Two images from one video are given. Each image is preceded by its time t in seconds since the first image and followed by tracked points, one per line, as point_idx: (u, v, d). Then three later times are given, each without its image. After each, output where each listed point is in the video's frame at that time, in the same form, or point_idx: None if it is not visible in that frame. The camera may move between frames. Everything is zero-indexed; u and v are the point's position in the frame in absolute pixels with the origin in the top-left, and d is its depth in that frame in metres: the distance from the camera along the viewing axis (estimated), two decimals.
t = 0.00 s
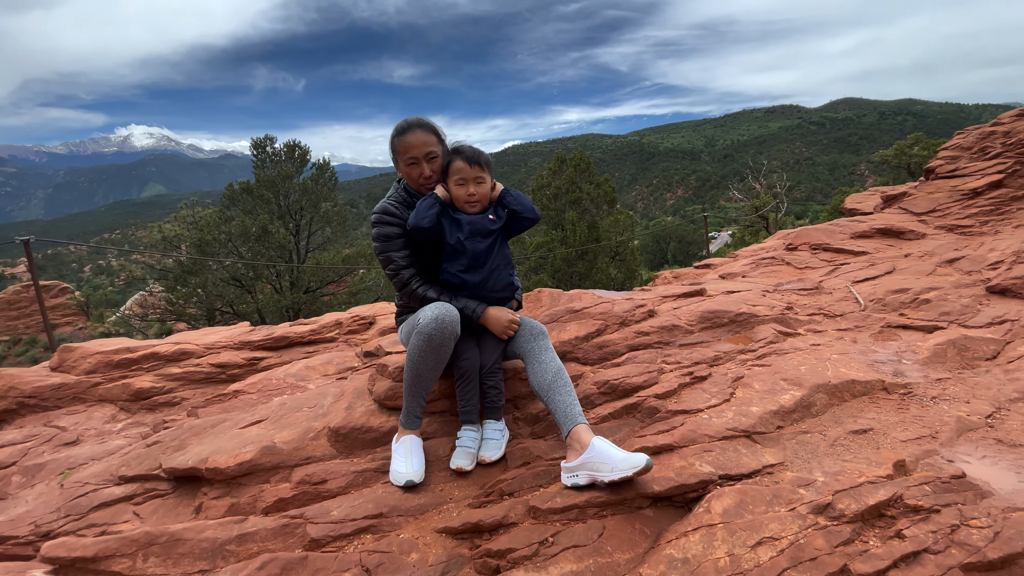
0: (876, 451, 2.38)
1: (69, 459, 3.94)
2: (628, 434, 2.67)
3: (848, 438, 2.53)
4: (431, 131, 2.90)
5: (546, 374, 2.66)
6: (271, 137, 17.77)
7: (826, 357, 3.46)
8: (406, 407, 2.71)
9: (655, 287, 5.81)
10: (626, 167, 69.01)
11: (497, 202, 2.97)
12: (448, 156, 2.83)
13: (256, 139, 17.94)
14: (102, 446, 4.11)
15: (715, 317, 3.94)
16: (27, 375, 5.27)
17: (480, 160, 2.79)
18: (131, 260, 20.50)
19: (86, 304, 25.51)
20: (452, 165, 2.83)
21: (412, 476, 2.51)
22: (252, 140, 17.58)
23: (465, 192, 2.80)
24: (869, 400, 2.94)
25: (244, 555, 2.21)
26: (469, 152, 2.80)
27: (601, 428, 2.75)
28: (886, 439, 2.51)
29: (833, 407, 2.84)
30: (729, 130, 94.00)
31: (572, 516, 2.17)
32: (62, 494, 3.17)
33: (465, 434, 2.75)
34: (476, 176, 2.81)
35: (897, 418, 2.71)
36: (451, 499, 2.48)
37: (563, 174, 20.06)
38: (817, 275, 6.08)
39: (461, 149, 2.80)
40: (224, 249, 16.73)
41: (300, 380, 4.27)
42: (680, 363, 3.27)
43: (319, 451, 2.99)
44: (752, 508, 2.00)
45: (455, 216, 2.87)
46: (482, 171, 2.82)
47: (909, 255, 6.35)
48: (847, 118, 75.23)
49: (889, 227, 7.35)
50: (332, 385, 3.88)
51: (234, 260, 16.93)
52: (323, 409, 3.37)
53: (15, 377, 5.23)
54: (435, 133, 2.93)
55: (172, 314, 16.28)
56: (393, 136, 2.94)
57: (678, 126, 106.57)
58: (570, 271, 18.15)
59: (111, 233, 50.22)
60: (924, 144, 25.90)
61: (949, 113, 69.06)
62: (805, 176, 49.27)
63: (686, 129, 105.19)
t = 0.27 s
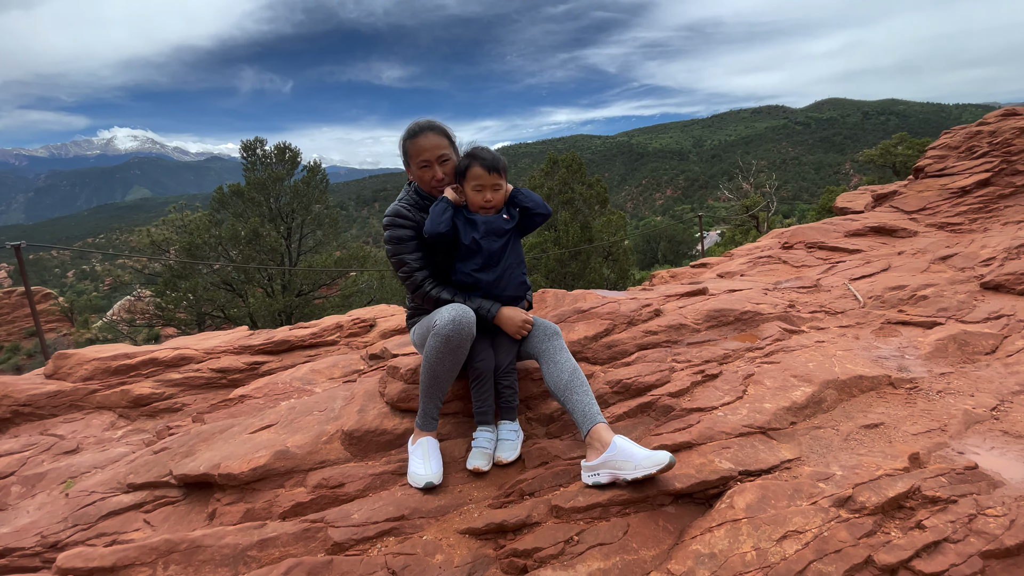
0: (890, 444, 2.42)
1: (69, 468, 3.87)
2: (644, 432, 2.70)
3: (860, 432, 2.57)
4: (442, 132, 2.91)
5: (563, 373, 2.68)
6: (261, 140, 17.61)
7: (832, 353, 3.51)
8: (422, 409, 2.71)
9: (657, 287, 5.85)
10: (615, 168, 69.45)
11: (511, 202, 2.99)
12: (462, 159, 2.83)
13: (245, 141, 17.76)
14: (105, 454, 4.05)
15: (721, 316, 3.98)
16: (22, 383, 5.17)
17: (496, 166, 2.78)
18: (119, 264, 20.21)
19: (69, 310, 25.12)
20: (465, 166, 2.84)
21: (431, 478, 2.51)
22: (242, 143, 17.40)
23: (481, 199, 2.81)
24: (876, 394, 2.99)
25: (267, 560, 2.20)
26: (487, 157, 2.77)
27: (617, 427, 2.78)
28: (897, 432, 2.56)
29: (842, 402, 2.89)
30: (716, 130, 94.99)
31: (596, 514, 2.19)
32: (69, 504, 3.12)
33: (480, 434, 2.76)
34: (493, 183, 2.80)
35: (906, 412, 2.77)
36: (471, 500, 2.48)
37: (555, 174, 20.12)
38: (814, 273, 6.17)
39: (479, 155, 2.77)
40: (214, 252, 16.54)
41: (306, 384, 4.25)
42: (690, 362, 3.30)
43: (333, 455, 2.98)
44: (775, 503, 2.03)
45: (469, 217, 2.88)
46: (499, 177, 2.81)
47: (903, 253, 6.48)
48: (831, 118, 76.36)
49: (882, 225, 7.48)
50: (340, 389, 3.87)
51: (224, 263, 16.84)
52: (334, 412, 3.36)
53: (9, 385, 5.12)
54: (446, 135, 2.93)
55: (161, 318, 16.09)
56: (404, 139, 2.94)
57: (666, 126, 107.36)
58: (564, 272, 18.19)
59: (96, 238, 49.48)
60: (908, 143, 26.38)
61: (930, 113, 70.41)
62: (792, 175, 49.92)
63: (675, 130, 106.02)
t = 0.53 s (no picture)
0: (915, 431, 2.42)
1: (72, 470, 3.80)
2: (668, 423, 2.68)
3: (884, 420, 2.56)
4: (459, 124, 2.88)
5: (587, 365, 2.65)
6: (255, 139, 17.43)
7: (847, 344, 3.51)
8: (443, 403, 2.66)
9: (664, 282, 5.83)
10: (608, 166, 69.59)
11: (533, 194, 2.97)
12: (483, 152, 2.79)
13: (239, 141, 17.58)
14: (110, 456, 3.97)
15: (734, 308, 3.97)
16: (20, 386, 5.07)
17: (522, 160, 2.73)
18: (111, 266, 19.95)
19: (58, 312, 24.80)
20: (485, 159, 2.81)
21: (455, 472, 2.47)
22: (236, 142, 17.22)
23: (504, 194, 2.79)
24: (896, 383, 2.99)
25: (292, 558, 2.16)
26: (512, 151, 2.72)
27: (639, 419, 2.75)
28: (921, 419, 2.56)
29: (863, 391, 2.88)
30: (709, 129, 95.45)
31: (626, 506, 2.16)
32: (77, 506, 3.06)
33: (501, 427, 2.72)
34: (516, 178, 2.77)
35: (927, 399, 2.77)
36: (495, 494, 2.45)
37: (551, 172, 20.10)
38: (819, 267, 6.18)
39: (503, 149, 2.71)
40: (208, 252, 16.38)
41: (316, 382, 4.19)
42: (708, 354, 3.29)
43: (351, 451, 2.93)
44: (808, 490, 2.02)
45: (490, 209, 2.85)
46: (522, 172, 2.77)
47: (905, 246, 6.51)
48: (822, 116, 76.97)
49: (884, 219, 7.52)
50: (353, 386, 3.82)
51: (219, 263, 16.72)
52: (348, 409, 3.31)
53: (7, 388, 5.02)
54: (463, 128, 2.90)
55: (155, 320, 15.93)
56: (418, 132, 2.90)
57: (659, 124, 107.70)
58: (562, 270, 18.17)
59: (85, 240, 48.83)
60: (900, 140, 26.59)
61: (918, 110, 71.17)
62: (784, 173, 50.25)
63: (667, 129, 106.43)
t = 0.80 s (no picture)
0: (939, 429, 2.37)
1: (70, 477, 3.71)
2: (685, 425, 2.62)
3: (906, 419, 2.51)
4: (473, 119, 2.79)
5: (602, 366, 2.59)
6: (250, 137, 17.25)
7: (862, 341, 3.46)
8: (454, 406, 2.59)
9: (670, 280, 5.76)
10: (604, 163, 69.56)
11: (546, 192, 2.95)
12: (498, 148, 2.75)
13: (234, 140, 17.39)
14: (109, 462, 3.88)
15: (745, 306, 3.92)
16: (15, 390, 4.97)
17: (536, 158, 2.73)
18: (105, 267, 19.74)
19: (51, 314, 24.58)
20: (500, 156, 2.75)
21: (469, 477, 2.41)
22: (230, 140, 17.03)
23: (518, 191, 2.77)
24: (914, 380, 2.94)
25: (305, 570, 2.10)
26: (527, 148, 2.70)
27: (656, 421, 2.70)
28: (945, 416, 2.51)
29: (882, 390, 2.83)
30: (704, 125, 95.54)
31: (647, 511, 2.11)
32: (76, 516, 2.97)
33: (514, 430, 2.66)
34: (531, 175, 2.76)
35: (947, 397, 2.72)
36: (511, 499, 2.39)
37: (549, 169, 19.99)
38: (825, 262, 6.14)
39: (518, 146, 2.68)
40: (204, 253, 16.23)
41: (320, 383, 4.11)
42: (721, 353, 3.23)
43: (360, 456, 2.87)
44: (836, 493, 1.97)
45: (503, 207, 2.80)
46: (536, 169, 2.76)
47: (910, 241, 6.48)
48: (817, 112, 77.19)
49: (887, 215, 7.48)
50: (358, 388, 3.74)
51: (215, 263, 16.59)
52: (355, 412, 3.24)
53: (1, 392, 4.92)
54: (477, 122, 2.82)
55: (151, 321, 15.79)
56: (429, 125, 2.80)
57: (654, 121, 107.79)
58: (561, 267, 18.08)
59: (77, 240, 48.34)
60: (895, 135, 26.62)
61: (912, 106, 71.49)
62: (779, 169, 50.36)
63: (663, 125, 106.45)
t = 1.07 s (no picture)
0: (959, 436, 2.31)
1: (62, 487, 3.61)
2: (698, 432, 2.55)
3: (924, 425, 2.44)
4: (480, 116, 2.69)
5: (613, 371, 2.51)
6: (244, 133, 17.02)
7: (872, 341, 3.40)
8: (460, 414, 2.51)
9: (674, 278, 5.68)
10: (600, 157, 69.37)
11: (554, 192, 2.86)
12: (507, 147, 2.66)
13: (228, 135, 17.14)
14: (103, 470, 3.80)
15: (752, 305, 3.85)
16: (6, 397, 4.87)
17: (546, 156, 2.64)
18: (99, 265, 19.54)
19: (45, 313, 24.43)
20: (508, 155, 2.66)
21: (476, 488, 2.33)
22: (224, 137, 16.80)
23: (526, 191, 2.68)
24: (928, 383, 2.88)
25: None
26: (537, 147, 2.61)
27: (667, 427, 2.62)
28: (963, 421, 2.45)
29: (897, 394, 2.77)
30: (700, 119, 95.33)
31: (662, 524, 2.03)
32: (68, 530, 2.89)
33: (521, 437, 2.57)
34: (539, 174, 2.67)
35: (963, 400, 2.66)
36: (520, 510, 2.32)
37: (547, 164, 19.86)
38: (829, 259, 6.07)
39: (527, 144, 2.60)
40: (199, 250, 16.05)
41: (320, 387, 4.02)
42: (731, 355, 3.16)
43: (363, 465, 2.79)
44: (859, 506, 1.90)
45: (510, 208, 2.71)
46: (546, 168, 2.67)
47: (913, 237, 6.42)
48: (813, 105, 77.14)
49: (890, 210, 7.42)
50: (359, 392, 3.65)
51: (210, 261, 16.42)
52: (356, 418, 3.15)
53: None
54: (484, 119, 2.71)
55: (147, 320, 15.66)
56: (434, 122, 2.71)
57: (651, 115, 107.53)
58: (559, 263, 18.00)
59: (71, 238, 47.94)
60: (892, 128, 26.54)
61: (907, 99, 71.52)
62: (775, 162, 50.34)
63: (659, 119, 106.20)
